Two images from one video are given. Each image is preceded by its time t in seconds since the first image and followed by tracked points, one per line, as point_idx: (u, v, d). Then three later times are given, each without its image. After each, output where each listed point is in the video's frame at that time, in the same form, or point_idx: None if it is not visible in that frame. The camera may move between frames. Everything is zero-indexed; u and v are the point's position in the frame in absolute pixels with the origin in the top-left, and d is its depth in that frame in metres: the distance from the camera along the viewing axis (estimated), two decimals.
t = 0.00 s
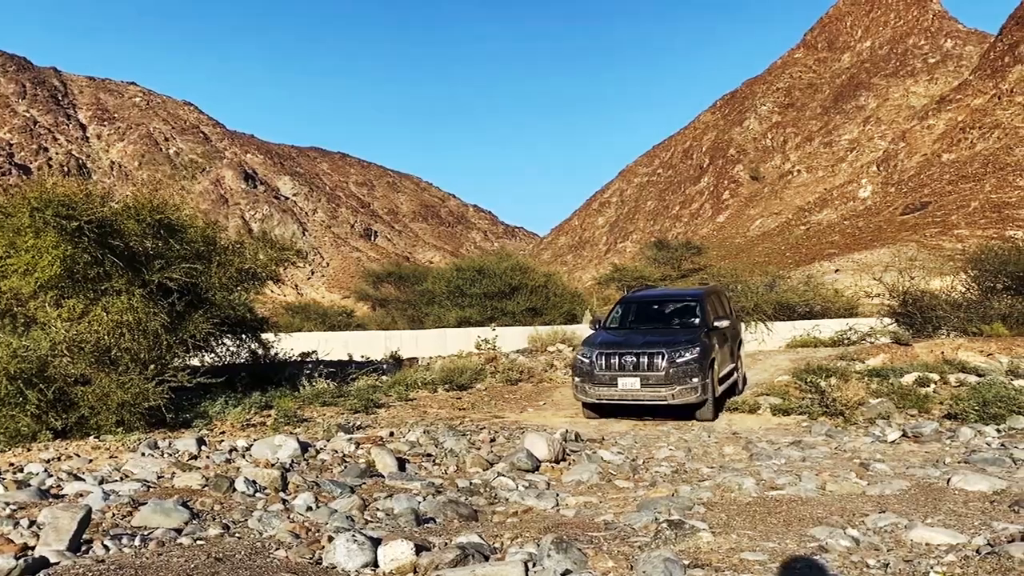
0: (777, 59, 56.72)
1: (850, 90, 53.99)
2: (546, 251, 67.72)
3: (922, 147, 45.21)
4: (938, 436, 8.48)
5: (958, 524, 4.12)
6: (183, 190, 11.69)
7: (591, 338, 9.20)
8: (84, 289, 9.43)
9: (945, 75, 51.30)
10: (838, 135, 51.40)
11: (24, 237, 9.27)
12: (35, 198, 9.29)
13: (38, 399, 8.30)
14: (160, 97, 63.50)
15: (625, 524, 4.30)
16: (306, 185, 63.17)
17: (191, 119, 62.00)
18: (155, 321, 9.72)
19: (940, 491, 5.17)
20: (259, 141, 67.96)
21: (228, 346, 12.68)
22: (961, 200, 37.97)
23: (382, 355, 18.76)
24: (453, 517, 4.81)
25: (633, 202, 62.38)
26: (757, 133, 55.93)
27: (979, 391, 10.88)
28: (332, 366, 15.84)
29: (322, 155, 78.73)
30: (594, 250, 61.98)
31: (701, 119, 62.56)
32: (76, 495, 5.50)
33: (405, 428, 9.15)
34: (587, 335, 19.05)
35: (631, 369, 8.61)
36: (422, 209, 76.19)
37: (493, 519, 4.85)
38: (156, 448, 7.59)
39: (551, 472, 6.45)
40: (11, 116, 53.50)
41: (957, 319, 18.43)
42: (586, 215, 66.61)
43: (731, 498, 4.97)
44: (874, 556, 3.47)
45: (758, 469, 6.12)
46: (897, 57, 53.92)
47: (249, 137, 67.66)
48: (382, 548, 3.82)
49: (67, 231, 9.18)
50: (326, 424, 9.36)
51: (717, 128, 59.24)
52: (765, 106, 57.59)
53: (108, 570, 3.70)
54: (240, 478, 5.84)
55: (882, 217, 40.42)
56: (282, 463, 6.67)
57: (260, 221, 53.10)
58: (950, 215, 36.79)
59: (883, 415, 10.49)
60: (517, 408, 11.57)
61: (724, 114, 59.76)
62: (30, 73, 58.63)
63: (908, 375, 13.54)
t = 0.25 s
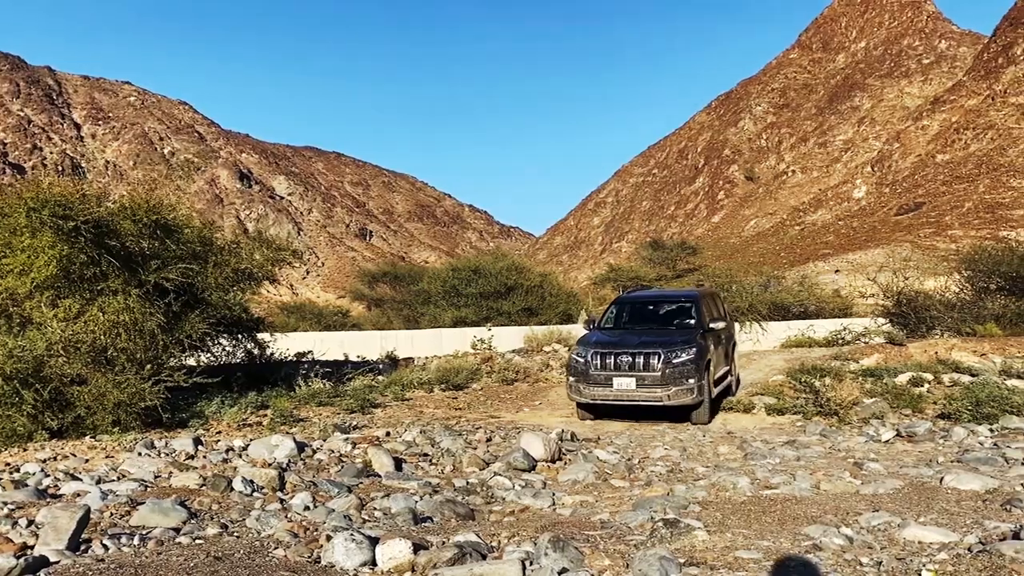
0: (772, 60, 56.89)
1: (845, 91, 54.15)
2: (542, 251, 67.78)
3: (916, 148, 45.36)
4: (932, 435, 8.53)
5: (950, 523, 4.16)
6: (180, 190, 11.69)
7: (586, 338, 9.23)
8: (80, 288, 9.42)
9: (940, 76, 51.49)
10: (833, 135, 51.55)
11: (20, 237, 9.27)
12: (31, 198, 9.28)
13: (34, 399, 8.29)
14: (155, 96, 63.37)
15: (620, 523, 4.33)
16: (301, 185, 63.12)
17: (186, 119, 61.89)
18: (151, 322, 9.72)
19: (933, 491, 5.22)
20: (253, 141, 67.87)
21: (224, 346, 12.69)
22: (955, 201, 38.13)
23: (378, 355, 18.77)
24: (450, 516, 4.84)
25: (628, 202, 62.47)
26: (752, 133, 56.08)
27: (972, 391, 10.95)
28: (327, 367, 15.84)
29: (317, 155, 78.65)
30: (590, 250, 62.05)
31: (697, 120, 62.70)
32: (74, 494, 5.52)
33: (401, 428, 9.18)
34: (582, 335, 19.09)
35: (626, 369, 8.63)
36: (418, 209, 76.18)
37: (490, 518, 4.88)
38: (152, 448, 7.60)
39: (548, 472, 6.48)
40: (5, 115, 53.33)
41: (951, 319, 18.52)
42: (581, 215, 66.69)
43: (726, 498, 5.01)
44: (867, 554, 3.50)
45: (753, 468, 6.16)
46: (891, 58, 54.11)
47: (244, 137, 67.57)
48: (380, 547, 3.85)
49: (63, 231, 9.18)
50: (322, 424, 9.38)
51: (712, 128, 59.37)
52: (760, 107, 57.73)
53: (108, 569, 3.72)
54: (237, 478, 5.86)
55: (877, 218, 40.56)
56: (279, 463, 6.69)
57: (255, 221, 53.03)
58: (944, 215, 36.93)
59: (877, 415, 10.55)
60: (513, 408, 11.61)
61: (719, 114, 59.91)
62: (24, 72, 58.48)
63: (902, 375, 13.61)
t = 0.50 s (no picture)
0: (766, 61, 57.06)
1: (838, 91, 54.35)
2: (536, 251, 67.83)
3: (909, 148, 45.53)
4: (923, 434, 8.58)
5: (940, 520, 4.20)
6: (174, 189, 11.68)
7: (582, 339, 9.20)
8: (74, 288, 9.42)
9: (933, 77, 51.69)
10: (826, 136, 51.72)
11: (14, 236, 9.26)
12: (24, 197, 9.26)
13: (27, 398, 8.34)
14: (148, 95, 63.22)
15: (614, 520, 4.36)
16: (295, 184, 63.05)
17: (180, 118, 61.76)
18: (145, 321, 9.71)
19: (924, 488, 5.26)
20: (247, 140, 67.76)
21: (218, 345, 12.68)
22: (947, 201, 38.29)
23: (372, 355, 18.77)
24: (445, 514, 4.87)
25: (622, 202, 62.57)
26: (745, 134, 56.24)
27: (964, 390, 11.01)
28: (321, 366, 15.84)
29: (311, 155, 78.56)
30: (584, 250, 62.12)
31: (691, 120, 62.85)
32: (69, 494, 5.51)
33: (396, 427, 9.19)
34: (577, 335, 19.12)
35: (623, 375, 8.63)
36: (412, 209, 76.16)
37: (485, 516, 4.91)
38: (146, 447, 7.60)
39: (541, 470, 6.51)
40: None
41: (943, 319, 18.61)
42: (575, 215, 66.77)
43: (718, 496, 5.05)
44: (858, 550, 3.53)
45: (746, 467, 6.20)
46: (884, 58, 54.32)
47: (238, 136, 67.46)
48: (375, 544, 3.86)
49: (57, 231, 9.17)
50: (316, 423, 9.38)
51: (706, 129, 59.52)
52: (754, 107, 57.90)
53: (105, 567, 3.74)
54: (232, 476, 5.87)
55: (870, 218, 40.72)
56: (273, 462, 6.70)
57: (249, 221, 52.94)
58: (937, 216, 37.09)
59: (870, 415, 10.60)
60: (507, 407, 11.62)
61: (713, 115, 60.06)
62: (17, 71, 58.32)
63: (894, 374, 13.67)
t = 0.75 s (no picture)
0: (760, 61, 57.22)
1: (832, 92, 54.50)
2: (531, 251, 67.86)
3: (903, 148, 45.68)
4: (916, 433, 8.63)
5: (930, 518, 4.23)
6: (169, 189, 11.66)
7: (581, 339, 9.20)
8: (68, 287, 9.41)
9: (926, 77, 51.89)
10: (820, 136, 51.85)
11: (7, 236, 9.23)
12: (18, 196, 9.23)
13: (21, 398, 8.30)
14: (142, 94, 63.08)
15: (607, 518, 4.38)
16: (289, 184, 62.97)
17: (174, 117, 61.63)
18: (139, 321, 9.70)
19: (915, 487, 5.30)
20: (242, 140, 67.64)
21: (212, 345, 12.66)
22: (941, 202, 38.44)
23: (366, 355, 18.76)
24: (439, 512, 4.89)
25: (617, 202, 62.65)
26: (740, 134, 56.38)
27: (956, 389, 11.07)
28: (316, 366, 15.82)
29: (306, 154, 78.45)
30: (579, 249, 62.17)
31: (686, 120, 62.97)
32: (62, 493, 5.51)
33: (390, 426, 9.18)
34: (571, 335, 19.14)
35: (623, 377, 8.63)
36: (407, 208, 76.13)
37: (479, 515, 4.93)
38: (140, 447, 7.59)
39: (535, 469, 6.54)
40: None
41: (936, 319, 18.69)
42: (570, 215, 66.83)
43: (711, 494, 5.07)
44: (848, 548, 3.55)
45: (739, 465, 6.23)
46: (878, 59, 54.52)
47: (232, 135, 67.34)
48: (370, 543, 3.88)
49: (50, 230, 9.16)
50: (311, 423, 9.37)
51: (701, 129, 59.66)
52: (748, 107, 58.05)
53: (100, 564, 3.75)
54: (226, 475, 5.88)
55: (864, 218, 40.86)
56: (268, 461, 6.70)
57: (243, 220, 52.84)
58: (930, 216, 37.23)
59: (863, 414, 10.65)
60: (501, 407, 11.63)
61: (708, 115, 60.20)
62: (10, 70, 58.11)
63: (887, 374, 13.72)
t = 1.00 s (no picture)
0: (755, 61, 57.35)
1: (826, 92, 54.66)
2: (526, 251, 67.89)
3: (896, 149, 45.81)
4: (908, 433, 8.67)
5: (920, 518, 4.26)
6: (163, 188, 11.64)
7: (573, 340, 9.18)
8: (61, 287, 9.39)
9: (920, 78, 52.04)
10: (814, 136, 51.98)
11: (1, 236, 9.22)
12: (11, 196, 9.20)
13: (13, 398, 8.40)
14: (136, 94, 62.96)
15: (598, 519, 4.40)
16: (284, 183, 62.91)
17: (168, 117, 61.51)
18: (133, 321, 9.69)
19: (905, 487, 5.34)
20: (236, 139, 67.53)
21: (205, 345, 12.66)
22: (934, 202, 38.58)
23: (361, 355, 18.76)
24: (431, 513, 4.90)
25: (612, 202, 62.73)
26: (735, 134, 56.50)
27: (948, 389, 11.13)
28: (310, 366, 15.82)
29: (300, 154, 78.33)
30: (574, 249, 62.23)
31: (681, 120, 63.08)
32: (55, 494, 5.52)
33: (384, 427, 9.19)
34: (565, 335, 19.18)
35: (617, 375, 8.63)
36: (402, 208, 76.10)
37: (471, 515, 4.94)
38: (134, 447, 7.60)
39: (528, 470, 6.56)
40: None
41: (930, 319, 18.76)
42: (565, 215, 66.90)
43: (702, 494, 5.10)
44: (837, 548, 3.58)
45: (730, 465, 6.26)
46: (872, 60, 54.68)
47: (227, 135, 67.23)
48: (361, 543, 3.89)
49: (43, 230, 9.14)
50: (304, 423, 9.38)
51: (695, 129, 59.77)
52: (743, 108, 58.17)
53: (92, 565, 3.75)
54: (220, 476, 5.89)
55: (857, 219, 40.98)
56: (261, 462, 6.71)
57: (238, 220, 52.77)
58: (924, 216, 37.36)
59: (855, 414, 10.70)
60: (496, 407, 11.65)
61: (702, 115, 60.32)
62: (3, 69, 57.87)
63: (879, 374, 13.77)
